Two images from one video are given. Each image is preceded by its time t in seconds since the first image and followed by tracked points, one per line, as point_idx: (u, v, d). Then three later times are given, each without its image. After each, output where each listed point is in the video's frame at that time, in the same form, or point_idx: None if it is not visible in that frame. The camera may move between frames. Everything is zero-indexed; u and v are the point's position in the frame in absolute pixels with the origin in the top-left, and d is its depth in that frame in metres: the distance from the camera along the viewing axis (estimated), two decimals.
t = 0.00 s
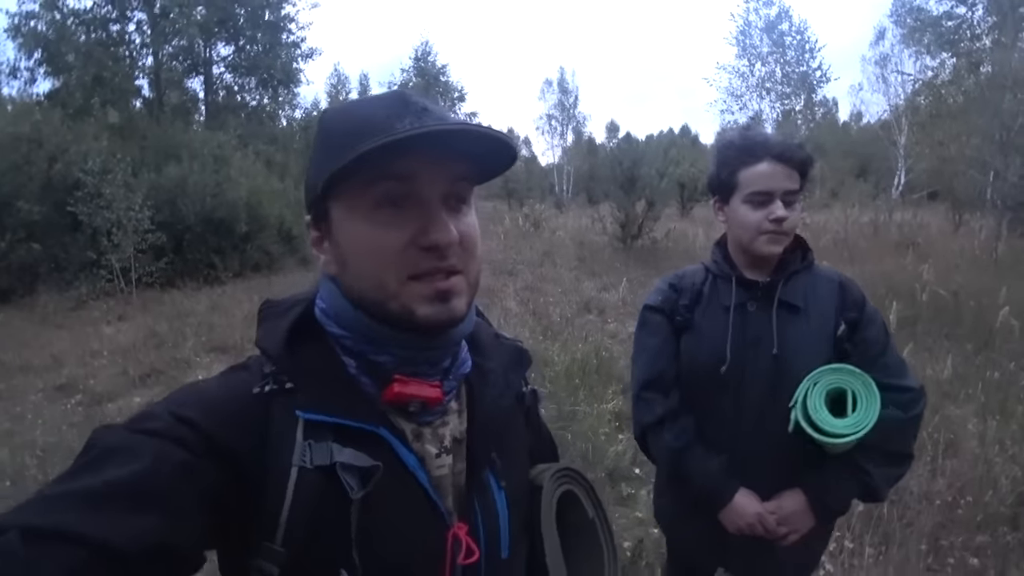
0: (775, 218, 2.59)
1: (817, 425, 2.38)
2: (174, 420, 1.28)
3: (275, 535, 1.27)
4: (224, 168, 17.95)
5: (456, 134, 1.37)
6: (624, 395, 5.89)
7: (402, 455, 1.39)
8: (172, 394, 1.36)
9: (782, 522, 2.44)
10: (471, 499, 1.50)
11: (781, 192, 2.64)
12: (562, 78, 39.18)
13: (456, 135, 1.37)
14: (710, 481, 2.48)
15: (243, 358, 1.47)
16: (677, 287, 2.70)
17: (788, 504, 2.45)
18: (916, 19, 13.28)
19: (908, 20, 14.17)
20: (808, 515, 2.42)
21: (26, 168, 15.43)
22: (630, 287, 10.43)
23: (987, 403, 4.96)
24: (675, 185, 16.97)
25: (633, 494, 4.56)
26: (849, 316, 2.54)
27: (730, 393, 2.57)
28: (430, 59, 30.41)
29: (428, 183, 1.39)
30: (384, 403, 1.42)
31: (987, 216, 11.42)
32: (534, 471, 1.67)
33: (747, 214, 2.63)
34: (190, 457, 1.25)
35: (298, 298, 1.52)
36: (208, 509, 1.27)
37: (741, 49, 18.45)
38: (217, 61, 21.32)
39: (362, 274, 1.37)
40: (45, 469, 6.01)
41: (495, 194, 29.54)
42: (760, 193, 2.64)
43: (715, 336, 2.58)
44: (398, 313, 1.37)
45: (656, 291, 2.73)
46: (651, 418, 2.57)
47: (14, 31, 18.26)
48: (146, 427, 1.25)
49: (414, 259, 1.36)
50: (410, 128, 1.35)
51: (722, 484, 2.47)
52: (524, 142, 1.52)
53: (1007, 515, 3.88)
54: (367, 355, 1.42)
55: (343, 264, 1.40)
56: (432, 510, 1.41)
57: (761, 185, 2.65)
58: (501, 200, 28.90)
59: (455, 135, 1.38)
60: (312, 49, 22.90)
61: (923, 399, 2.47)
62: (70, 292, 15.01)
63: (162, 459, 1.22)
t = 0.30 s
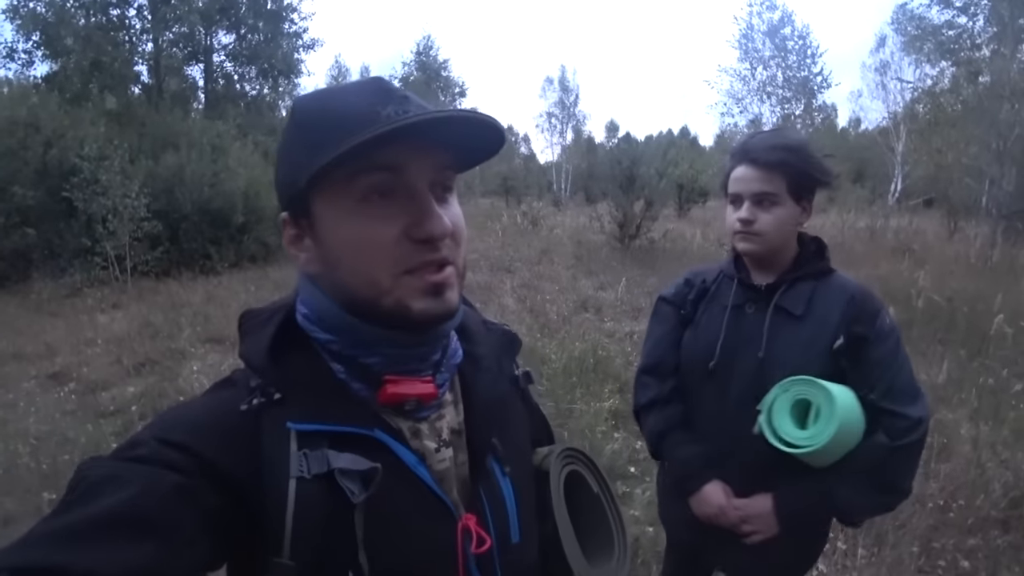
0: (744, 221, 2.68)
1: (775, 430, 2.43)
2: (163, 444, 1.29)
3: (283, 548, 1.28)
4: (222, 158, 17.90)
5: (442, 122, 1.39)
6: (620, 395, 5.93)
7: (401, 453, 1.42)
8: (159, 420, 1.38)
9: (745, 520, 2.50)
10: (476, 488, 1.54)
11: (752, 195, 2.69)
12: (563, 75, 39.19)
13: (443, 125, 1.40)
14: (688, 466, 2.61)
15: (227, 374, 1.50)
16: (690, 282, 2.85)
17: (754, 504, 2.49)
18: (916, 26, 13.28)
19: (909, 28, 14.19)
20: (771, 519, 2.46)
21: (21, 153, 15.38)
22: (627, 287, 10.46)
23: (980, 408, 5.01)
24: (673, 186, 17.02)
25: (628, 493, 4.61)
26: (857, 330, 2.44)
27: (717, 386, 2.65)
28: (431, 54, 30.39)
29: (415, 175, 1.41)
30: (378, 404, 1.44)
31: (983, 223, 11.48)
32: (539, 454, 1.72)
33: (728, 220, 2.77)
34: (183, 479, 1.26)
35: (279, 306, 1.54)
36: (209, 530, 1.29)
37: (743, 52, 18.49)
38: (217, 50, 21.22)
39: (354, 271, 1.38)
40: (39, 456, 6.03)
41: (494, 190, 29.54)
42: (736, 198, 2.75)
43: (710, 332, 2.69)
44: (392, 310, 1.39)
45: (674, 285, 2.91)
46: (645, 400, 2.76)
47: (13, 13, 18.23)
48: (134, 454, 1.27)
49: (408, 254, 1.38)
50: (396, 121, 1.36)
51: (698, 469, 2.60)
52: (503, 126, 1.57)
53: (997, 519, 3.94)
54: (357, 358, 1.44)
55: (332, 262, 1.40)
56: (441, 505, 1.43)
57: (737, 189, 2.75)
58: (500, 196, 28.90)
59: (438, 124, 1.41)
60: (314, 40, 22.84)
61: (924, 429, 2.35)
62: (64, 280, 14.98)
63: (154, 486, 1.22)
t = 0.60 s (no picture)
0: (733, 223, 2.76)
1: (729, 430, 2.44)
2: (137, 455, 1.28)
3: (263, 557, 1.27)
4: (220, 149, 17.86)
5: (419, 116, 1.40)
6: (613, 395, 5.94)
7: (382, 456, 1.42)
8: (131, 429, 1.37)
9: (706, 515, 2.53)
10: (461, 490, 1.54)
11: (742, 197, 2.78)
12: (564, 75, 39.15)
13: (419, 118, 1.40)
14: (664, 455, 2.72)
15: (202, 379, 1.49)
16: (701, 279, 2.94)
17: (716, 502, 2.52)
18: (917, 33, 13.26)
19: (910, 35, 14.22)
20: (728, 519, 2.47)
21: (17, 139, 15.34)
22: (623, 287, 10.46)
23: (970, 416, 5.03)
24: (671, 188, 17.03)
25: (619, 494, 4.61)
26: (844, 344, 2.39)
27: (698, 382, 2.72)
28: (432, 50, 30.33)
29: (392, 169, 1.41)
30: (356, 408, 1.45)
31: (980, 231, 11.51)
32: (524, 448, 1.73)
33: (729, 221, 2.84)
34: (159, 490, 1.25)
35: (253, 308, 1.54)
36: (189, 542, 1.27)
37: (744, 56, 18.45)
38: (217, 40, 21.17)
39: (331, 267, 1.38)
40: (29, 446, 6.02)
41: (493, 187, 29.53)
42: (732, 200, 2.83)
43: (704, 330, 2.75)
44: (372, 307, 1.38)
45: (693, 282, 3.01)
46: (642, 386, 2.90)
47: None
48: (108, 465, 1.25)
49: (386, 250, 1.38)
50: (373, 115, 1.36)
51: (669, 458, 2.71)
52: (480, 121, 1.58)
53: (985, 526, 3.96)
54: (333, 361, 1.45)
55: (308, 260, 1.40)
56: (424, 507, 1.44)
57: (731, 193, 2.85)
58: (498, 194, 28.88)
59: (415, 117, 1.41)
60: (314, 33, 22.79)
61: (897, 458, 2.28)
62: (58, 268, 14.93)
63: (127, 499, 1.21)
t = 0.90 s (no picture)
0: (734, 227, 2.76)
1: (716, 434, 2.42)
2: (129, 448, 1.26)
3: (255, 548, 1.26)
4: (221, 144, 17.83)
5: (422, 122, 1.39)
6: (609, 396, 5.93)
7: (374, 450, 1.42)
8: (121, 421, 1.34)
9: (692, 519, 2.53)
10: (450, 484, 1.54)
11: (743, 199, 2.77)
12: (567, 75, 39.11)
13: (422, 124, 1.40)
14: (652, 455, 2.72)
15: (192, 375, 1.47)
16: (701, 281, 2.95)
17: (702, 506, 2.51)
18: (921, 40, 13.22)
19: (914, 41, 14.19)
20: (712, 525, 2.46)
21: (19, 131, 15.33)
22: (622, 289, 10.46)
23: (965, 423, 5.03)
24: (672, 190, 17.01)
25: (613, 495, 4.60)
26: (839, 353, 2.40)
27: (691, 383, 2.72)
28: (435, 48, 30.29)
29: (391, 169, 1.41)
30: (349, 402, 1.45)
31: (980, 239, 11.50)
32: (509, 446, 1.73)
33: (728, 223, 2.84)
34: (151, 482, 1.23)
35: (244, 304, 1.52)
36: (180, 535, 1.26)
37: (748, 59, 18.45)
38: (221, 35, 21.15)
39: (327, 264, 1.37)
40: (25, 437, 6.02)
41: (494, 187, 29.49)
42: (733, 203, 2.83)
43: (700, 332, 2.75)
44: (368, 303, 1.38)
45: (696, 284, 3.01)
46: (639, 385, 2.92)
47: None
48: (99, 457, 1.23)
49: (383, 248, 1.38)
50: (375, 116, 1.36)
51: (658, 459, 2.70)
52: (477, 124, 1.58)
53: (977, 534, 3.95)
54: (327, 354, 1.44)
55: (304, 255, 1.39)
56: (414, 500, 1.43)
57: (733, 196, 2.84)
58: (499, 193, 28.86)
59: (417, 119, 1.40)
60: (318, 30, 22.76)
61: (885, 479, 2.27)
62: (58, 260, 14.93)
63: (119, 490, 1.19)
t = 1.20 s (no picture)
0: (738, 235, 2.69)
1: (749, 449, 2.35)
2: (135, 429, 1.26)
3: (251, 534, 1.25)
4: (223, 142, 17.84)
5: (432, 151, 1.38)
6: (605, 400, 5.92)
7: (369, 442, 1.42)
8: (126, 407, 1.34)
9: (710, 535, 2.50)
10: (439, 480, 1.54)
11: (747, 207, 2.71)
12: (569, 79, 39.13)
13: (432, 153, 1.39)
14: (651, 474, 2.63)
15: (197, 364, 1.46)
16: (684, 291, 2.88)
17: (720, 521, 2.50)
18: (923, 49, 13.22)
19: (916, 50, 14.19)
20: (735, 537, 2.46)
21: (21, 126, 15.34)
22: (619, 293, 10.45)
23: (959, 431, 5.02)
24: (672, 195, 17.00)
25: (606, 499, 4.60)
26: (840, 358, 2.43)
27: (690, 397, 2.67)
28: (438, 49, 30.29)
29: (396, 190, 1.40)
30: (347, 395, 1.45)
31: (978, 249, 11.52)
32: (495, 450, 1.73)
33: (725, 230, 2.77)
34: (159, 464, 1.23)
35: (249, 298, 1.52)
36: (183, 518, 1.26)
37: (749, 65, 18.51)
38: (224, 34, 21.18)
39: (326, 270, 1.37)
40: (21, 431, 6.02)
41: (495, 189, 29.49)
42: (732, 210, 2.77)
43: (695, 342, 2.69)
44: (362, 312, 1.38)
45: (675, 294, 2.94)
46: (625, 402, 2.80)
47: None
48: (107, 438, 1.23)
49: (380, 262, 1.37)
50: (385, 139, 1.35)
51: (659, 480, 2.61)
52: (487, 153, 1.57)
53: (969, 543, 3.94)
54: (328, 349, 1.44)
55: (305, 260, 1.39)
56: (406, 493, 1.43)
57: (732, 202, 2.78)
58: (500, 195, 28.86)
59: (427, 146, 1.40)
60: (321, 30, 22.79)
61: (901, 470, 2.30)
62: (58, 255, 14.92)
63: (128, 471, 1.19)
